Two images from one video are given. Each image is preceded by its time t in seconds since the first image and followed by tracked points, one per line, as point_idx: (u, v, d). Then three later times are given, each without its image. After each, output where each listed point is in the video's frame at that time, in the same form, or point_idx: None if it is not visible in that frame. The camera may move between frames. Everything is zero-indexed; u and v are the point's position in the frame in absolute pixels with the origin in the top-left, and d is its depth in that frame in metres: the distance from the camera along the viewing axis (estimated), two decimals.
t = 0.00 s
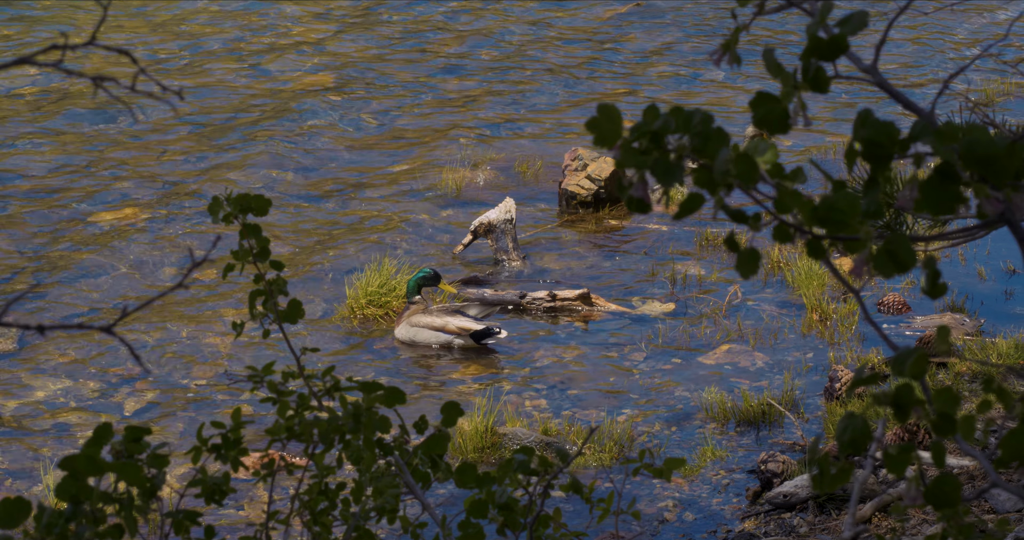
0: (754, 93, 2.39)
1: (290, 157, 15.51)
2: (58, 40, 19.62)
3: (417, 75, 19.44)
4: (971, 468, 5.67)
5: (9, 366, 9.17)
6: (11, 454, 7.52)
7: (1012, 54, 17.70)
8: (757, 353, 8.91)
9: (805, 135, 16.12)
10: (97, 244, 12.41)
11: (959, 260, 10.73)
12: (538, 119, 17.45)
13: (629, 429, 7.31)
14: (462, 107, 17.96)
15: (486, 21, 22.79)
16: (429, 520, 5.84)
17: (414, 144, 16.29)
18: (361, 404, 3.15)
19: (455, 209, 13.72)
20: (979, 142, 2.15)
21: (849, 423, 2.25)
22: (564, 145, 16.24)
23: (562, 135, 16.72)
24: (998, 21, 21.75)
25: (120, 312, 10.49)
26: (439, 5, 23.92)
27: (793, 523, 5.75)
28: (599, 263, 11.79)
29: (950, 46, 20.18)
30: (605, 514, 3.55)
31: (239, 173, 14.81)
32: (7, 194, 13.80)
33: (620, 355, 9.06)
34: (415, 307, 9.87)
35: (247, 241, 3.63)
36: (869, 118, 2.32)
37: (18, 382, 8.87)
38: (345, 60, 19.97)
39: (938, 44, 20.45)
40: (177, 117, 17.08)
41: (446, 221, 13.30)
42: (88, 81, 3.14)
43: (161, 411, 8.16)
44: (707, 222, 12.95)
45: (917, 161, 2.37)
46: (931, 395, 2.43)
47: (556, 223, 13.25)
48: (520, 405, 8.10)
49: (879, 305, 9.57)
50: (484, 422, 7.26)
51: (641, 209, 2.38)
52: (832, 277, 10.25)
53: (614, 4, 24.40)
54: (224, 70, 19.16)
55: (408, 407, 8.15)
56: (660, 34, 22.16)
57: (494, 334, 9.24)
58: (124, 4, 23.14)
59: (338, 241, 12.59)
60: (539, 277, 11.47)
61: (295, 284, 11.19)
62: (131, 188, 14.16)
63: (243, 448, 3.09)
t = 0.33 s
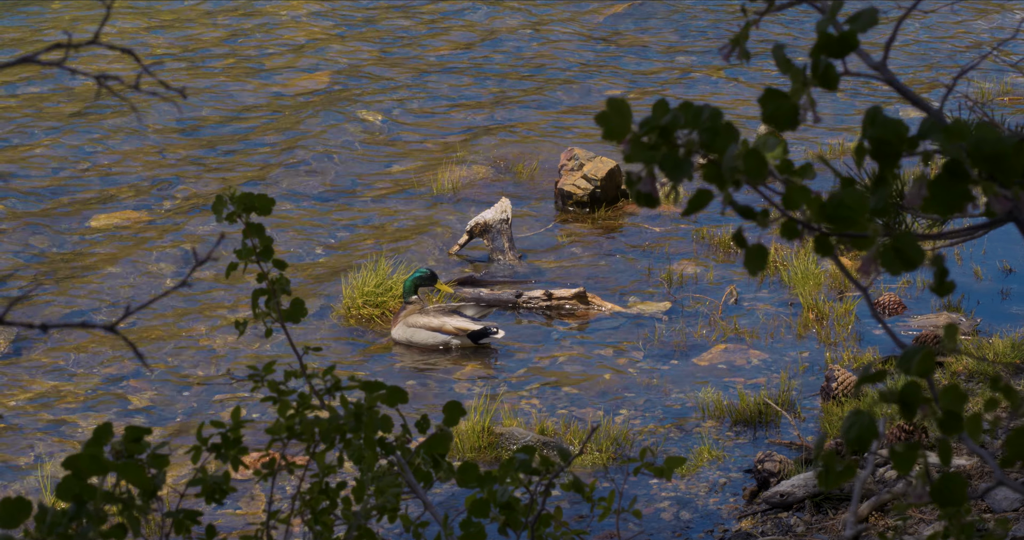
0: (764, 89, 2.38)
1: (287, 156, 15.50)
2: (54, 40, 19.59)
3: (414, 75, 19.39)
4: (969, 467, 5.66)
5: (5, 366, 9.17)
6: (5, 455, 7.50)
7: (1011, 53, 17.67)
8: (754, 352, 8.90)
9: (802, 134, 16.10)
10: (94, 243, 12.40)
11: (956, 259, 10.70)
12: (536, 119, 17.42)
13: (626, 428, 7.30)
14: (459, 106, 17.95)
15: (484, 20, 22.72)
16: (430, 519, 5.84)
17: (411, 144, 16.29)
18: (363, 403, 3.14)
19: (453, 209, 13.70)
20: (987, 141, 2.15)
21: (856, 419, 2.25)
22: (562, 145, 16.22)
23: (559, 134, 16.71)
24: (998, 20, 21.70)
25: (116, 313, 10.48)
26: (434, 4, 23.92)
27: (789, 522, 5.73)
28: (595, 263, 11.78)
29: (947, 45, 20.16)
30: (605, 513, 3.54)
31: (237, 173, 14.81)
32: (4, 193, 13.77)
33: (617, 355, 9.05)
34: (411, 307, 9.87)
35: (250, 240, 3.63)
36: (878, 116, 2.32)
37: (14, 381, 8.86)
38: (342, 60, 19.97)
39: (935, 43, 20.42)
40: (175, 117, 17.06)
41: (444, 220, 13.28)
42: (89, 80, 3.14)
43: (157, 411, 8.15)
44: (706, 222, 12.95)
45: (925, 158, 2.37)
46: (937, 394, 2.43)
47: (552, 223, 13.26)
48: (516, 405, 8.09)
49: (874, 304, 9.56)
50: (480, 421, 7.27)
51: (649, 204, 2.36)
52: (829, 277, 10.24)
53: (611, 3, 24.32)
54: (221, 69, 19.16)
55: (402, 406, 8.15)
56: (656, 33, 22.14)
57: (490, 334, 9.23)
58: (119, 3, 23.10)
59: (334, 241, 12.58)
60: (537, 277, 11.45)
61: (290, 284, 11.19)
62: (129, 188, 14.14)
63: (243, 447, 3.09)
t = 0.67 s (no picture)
0: (765, 94, 2.38)
1: (285, 158, 15.51)
2: (52, 42, 19.59)
3: (413, 76, 19.40)
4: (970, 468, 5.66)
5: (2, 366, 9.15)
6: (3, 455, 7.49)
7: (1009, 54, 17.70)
8: (752, 352, 8.90)
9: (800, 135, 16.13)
10: (93, 244, 12.39)
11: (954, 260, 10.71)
12: (534, 120, 17.45)
13: (624, 428, 7.31)
14: (456, 106, 17.96)
15: (482, 22, 22.76)
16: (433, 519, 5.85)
17: (409, 144, 16.30)
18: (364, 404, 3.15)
19: (451, 210, 13.71)
20: (989, 143, 2.16)
21: (859, 422, 2.25)
22: (560, 146, 16.23)
23: (556, 135, 16.73)
24: (993, 22, 21.77)
25: (115, 314, 10.48)
26: (431, 7, 23.96)
27: (787, 522, 5.73)
28: (593, 263, 11.78)
29: (944, 47, 20.21)
30: (607, 514, 3.54)
31: (235, 174, 14.80)
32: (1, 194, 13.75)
33: (615, 356, 9.05)
34: (410, 308, 9.88)
35: (250, 241, 3.63)
36: (880, 119, 2.32)
37: (12, 382, 8.85)
38: (339, 61, 19.98)
39: (931, 45, 20.49)
40: (173, 118, 17.05)
41: (442, 221, 13.29)
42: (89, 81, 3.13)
43: (155, 412, 8.15)
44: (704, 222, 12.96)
45: (927, 161, 2.37)
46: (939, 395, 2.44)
47: (550, 223, 13.26)
48: (515, 405, 8.08)
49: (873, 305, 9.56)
50: (479, 421, 7.27)
51: (651, 210, 2.36)
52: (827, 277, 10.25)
53: (609, 5, 24.34)
54: (219, 70, 19.15)
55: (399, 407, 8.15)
56: (653, 35, 22.18)
57: (488, 333, 9.25)
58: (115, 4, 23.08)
59: (332, 241, 12.59)
60: (535, 277, 11.44)
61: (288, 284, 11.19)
62: (128, 189, 14.14)
63: (246, 448, 3.08)
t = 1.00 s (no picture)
0: (765, 90, 2.38)
1: (283, 157, 15.51)
2: (50, 41, 19.59)
3: (410, 75, 19.41)
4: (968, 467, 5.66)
5: None
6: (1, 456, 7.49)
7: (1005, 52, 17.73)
8: (750, 351, 8.90)
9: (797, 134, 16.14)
10: (91, 243, 12.38)
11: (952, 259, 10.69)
12: (532, 119, 17.47)
13: (622, 428, 7.31)
14: (454, 104, 17.96)
15: (478, 20, 22.79)
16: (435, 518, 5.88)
17: (407, 143, 16.28)
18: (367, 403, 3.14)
19: (449, 210, 13.71)
20: (989, 140, 2.15)
21: (859, 419, 2.25)
22: (558, 145, 16.25)
23: (554, 134, 16.74)
24: (990, 19, 21.79)
25: (114, 314, 10.47)
26: (427, 5, 23.96)
27: (786, 521, 5.72)
28: (591, 262, 11.79)
29: (941, 44, 20.21)
30: (609, 513, 3.52)
31: (233, 173, 14.80)
32: None
33: (612, 355, 9.05)
34: (408, 307, 9.88)
35: (251, 240, 3.63)
36: (880, 116, 2.32)
37: (9, 382, 8.84)
38: (336, 60, 19.98)
39: (929, 41, 20.48)
40: (171, 119, 17.05)
41: (440, 220, 13.31)
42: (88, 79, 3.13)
43: (154, 412, 8.16)
44: (701, 222, 12.95)
45: (927, 157, 2.37)
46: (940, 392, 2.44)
47: (548, 223, 13.26)
48: (514, 405, 8.08)
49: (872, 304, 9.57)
50: (478, 421, 7.27)
51: (651, 206, 2.36)
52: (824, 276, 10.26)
53: (604, 3, 24.39)
54: (217, 69, 19.15)
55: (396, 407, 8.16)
56: (649, 33, 22.19)
57: (484, 334, 9.22)
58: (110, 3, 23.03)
59: (329, 241, 12.59)
60: (532, 277, 11.45)
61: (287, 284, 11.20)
62: (127, 188, 14.14)
63: (249, 447, 3.08)
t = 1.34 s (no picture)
0: (770, 85, 2.37)
1: (277, 156, 15.48)
2: (43, 39, 19.53)
3: (407, 73, 19.39)
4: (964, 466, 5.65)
5: None
6: None
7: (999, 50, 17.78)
8: (746, 350, 8.91)
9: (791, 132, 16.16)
10: (85, 241, 12.34)
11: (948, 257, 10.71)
12: (528, 117, 17.45)
13: (619, 426, 7.31)
14: (449, 102, 17.97)
15: (472, 18, 22.78)
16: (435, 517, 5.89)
17: (403, 141, 16.27)
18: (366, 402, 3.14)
19: (444, 208, 13.71)
20: (996, 135, 2.15)
21: (866, 416, 2.25)
22: (555, 143, 16.25)
23: (549, 133, 16.75)
24: (986, 17, 21.81)
25: (108, 312, 10.44)
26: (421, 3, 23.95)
27: (782, 520, 5.72)
28: (587, 260, 11.79)
29: (934, 41, 20.25)
30: (608, 511, 3.51)
31: (228, 172, 14.78)
32: None
33: (608, 354, 9.05)
34: (405, 306, 9.86)
35: (247, 241, 3.61)
36: (886, 111, 2.32)
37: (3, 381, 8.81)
38: (331, 57, 19.96)
39: (923, 38, 20.51)
40: (165, 118, 17.01)
41: (436, 219, 13.29)
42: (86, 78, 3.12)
43: (149, 411, 8.14)
44: (696, 221, 12.96)
45: (933, 152, 2.37)
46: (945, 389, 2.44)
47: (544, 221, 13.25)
48: (510, 403, 8.08)
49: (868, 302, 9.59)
50: (474, 420, 7.26)
51: (655, 201, 2.36)
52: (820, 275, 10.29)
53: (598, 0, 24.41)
54: (211, 67, 19.10)
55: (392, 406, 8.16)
56: (643, 30, 22.21)
57: (480, 334, 9.19)
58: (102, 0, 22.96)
59: (324, 239, 12.58)
60: (529, 275, 11.43)
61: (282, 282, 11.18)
62: (122, 187, 14.10)
63: (248, 446, 3.07)
